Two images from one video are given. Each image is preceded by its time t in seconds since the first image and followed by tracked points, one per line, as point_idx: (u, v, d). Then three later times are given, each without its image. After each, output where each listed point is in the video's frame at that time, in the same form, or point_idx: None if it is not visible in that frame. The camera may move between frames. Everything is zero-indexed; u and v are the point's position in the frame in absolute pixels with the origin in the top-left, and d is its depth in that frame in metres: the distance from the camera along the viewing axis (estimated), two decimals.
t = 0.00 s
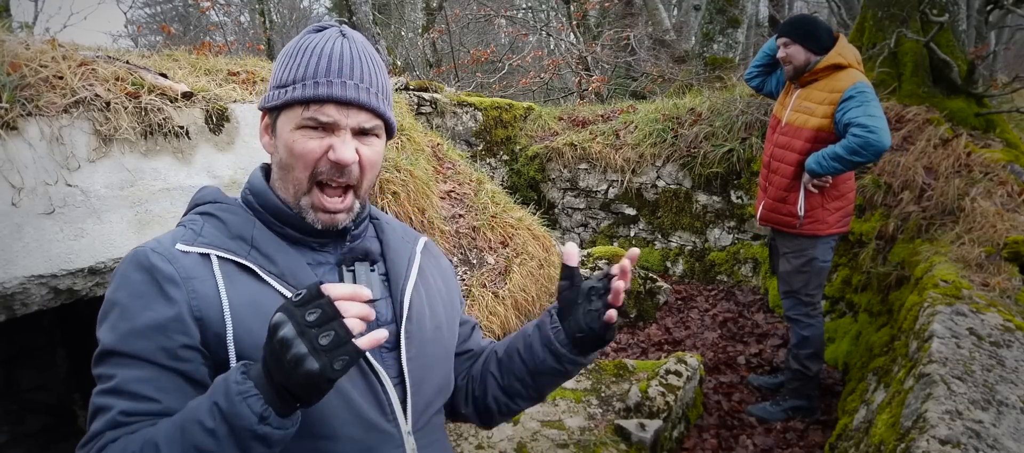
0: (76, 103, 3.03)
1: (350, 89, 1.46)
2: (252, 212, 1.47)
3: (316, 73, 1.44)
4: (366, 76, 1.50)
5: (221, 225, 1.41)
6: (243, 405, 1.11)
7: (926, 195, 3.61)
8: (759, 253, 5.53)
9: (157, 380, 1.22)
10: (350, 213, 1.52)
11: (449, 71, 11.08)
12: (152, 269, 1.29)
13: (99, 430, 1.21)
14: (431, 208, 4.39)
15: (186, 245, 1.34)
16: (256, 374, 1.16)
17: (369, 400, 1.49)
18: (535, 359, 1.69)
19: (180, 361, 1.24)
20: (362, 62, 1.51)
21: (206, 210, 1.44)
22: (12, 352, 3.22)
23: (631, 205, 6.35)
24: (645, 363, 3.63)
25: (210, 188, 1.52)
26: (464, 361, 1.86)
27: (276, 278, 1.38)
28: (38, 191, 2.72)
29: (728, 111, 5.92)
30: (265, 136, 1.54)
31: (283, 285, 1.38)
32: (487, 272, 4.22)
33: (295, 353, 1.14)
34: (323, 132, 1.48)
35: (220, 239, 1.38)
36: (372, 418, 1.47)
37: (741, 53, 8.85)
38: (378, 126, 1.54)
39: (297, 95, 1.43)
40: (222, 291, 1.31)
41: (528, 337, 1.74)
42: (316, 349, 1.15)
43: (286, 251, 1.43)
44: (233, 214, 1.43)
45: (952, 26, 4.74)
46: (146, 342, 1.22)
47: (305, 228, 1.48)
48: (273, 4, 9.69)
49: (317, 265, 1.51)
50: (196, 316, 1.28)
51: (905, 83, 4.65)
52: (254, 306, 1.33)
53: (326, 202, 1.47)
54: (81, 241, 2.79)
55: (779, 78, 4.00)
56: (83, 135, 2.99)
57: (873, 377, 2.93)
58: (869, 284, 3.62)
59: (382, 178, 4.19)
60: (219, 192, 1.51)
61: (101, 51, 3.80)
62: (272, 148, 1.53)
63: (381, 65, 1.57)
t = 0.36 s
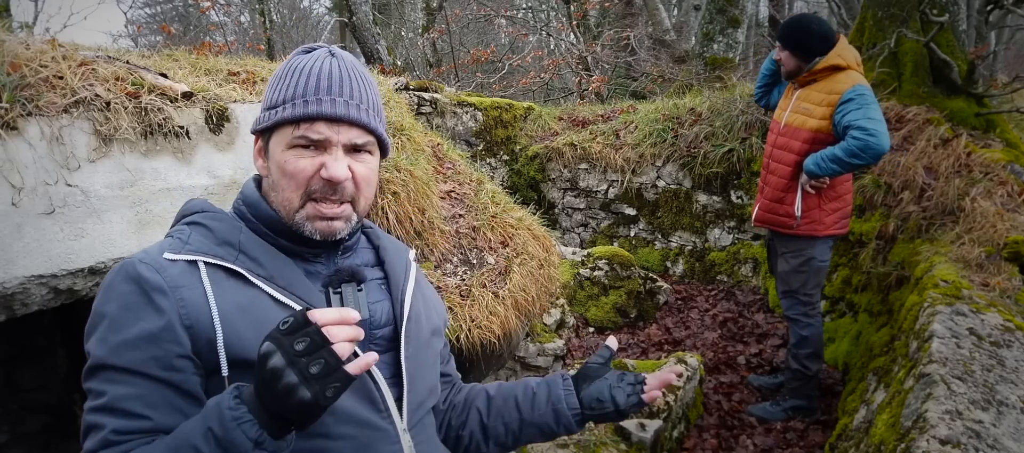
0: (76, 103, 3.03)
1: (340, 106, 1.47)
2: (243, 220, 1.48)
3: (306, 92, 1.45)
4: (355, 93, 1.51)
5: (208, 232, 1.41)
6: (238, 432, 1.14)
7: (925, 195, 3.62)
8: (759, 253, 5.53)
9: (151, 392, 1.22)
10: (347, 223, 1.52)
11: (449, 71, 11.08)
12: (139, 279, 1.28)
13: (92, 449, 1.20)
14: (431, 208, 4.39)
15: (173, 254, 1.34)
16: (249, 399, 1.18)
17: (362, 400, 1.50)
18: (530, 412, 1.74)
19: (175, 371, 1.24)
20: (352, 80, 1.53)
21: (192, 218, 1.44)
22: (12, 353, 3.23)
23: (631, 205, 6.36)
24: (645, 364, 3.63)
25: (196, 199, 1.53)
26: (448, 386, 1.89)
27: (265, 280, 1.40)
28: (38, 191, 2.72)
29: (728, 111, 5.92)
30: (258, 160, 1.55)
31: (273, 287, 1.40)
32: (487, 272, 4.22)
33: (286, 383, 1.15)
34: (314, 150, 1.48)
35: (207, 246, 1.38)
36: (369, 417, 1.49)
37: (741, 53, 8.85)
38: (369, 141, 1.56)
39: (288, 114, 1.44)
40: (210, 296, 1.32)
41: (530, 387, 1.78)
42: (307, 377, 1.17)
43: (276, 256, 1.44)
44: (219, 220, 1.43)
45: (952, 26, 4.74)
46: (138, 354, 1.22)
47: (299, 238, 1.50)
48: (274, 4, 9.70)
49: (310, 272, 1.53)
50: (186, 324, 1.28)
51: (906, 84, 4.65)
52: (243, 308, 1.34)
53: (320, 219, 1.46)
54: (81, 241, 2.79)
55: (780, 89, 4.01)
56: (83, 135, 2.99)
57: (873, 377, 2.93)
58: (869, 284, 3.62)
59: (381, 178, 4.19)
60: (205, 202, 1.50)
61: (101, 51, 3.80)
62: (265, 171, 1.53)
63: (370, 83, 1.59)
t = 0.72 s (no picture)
0: (76, 103, 3.03)
1: (335, 98, 1.46)
2: (241, 222, 1.47)
3: (300, 85, 1.44)
4: (351, 85, 1.51)
5: (207, 236, 1.39)
6: (246, 435, 1.14)
7: (925, 195, 3.62)
8: (758, 253, 5.53)
9: (155, 401, 1.21)
10: (344, 218, 1.52)
11: (449, 71, 11.09)
12: (138, 286, 1.26)
13: None
14: (431, 208, 4.39)
15: (172, 258, 1.32)
16: (255, 403, 1.18)
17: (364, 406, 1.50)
18: (519, 397, 1.74)
19: (179, 380, 1.24)
20: (347, 71, 1.52)
21: (188, 220, 1.43)
22: (12, 353, 3.23)
23: (630, 205, 6.36)
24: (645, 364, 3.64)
25: (191, 198, 1.51)
26: (445, 380, 1.90)
27: (267, 285, 1.39)
28: (38, 191, 2.72)
29: (728, 111, 5.92)
30: (254, 156, 1.55)
31: (274, 292, 1.40)
32: (487, 272, 4.22)
33: (294, 385, 1.16)
34: (310, 144, 1.48)
35: (206, 250, 1.37)
36: (370, 421, 1.49)
37: (741, 53, 8.86)
38: (367, 134, 1.55)
39: (283, 107, 1.43)
40: (213, 303, 1.31)
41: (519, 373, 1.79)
42: (314, 378, 1.18)
43: (276, 260, 1.44)
44: (217, 223, 1.42)
45: (952, 26, 4.74)
46: (141, 363, 1.21)
47: (299, 239, 1.49)
48: (274, 4, 9.71)
49: (309, 276, 1.53)
50: (188, 331, 1.27)
51: (905, 84, 4.65)
52: (246, 315, 1.34)
53: (318, 215, 1.47)
54: (81, 241, 2.79)
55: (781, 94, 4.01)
56: (83, 135, 2.99)
57: (873, 378, 2.93)
58: (869, 284, 3.61)
59: (381, 178, 4.19)
60: (202, 201, 1.49)
61: (101, 51, 3.80)
62: (261, 167, 1.53)
63: (366, 75, 1.58)
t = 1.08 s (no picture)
0: (76, 103, 3.03)
1: (337, 85, 1.43)
2: (244, 222, 1.46)
3: (300, 72, 1.41)
4: (353, 71, 1.47)
5: (211, 240, 1.38)
6: (251, 437, 1.14)
7: (926, 195, 3.62)
8: (758, 253, 5.54)
9: (159, 409, 1.23)
10: (350, 213, 1.49)
11: (449, 71, 11.09)
12: (142, 294, 1.25)
13: None
14: (431, 208, 4.39)
15: (175, 265, 1.31)
16: (259, 404, 1.18)
17: (366, 413, 1.51)
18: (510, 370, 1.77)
19: (183, 389, 1.24)
20: (349, 58, 1.49)
21: (191, 219, 1.41)
22: (12, 352, 3.23)
23: (631, 205, 6.36)
24: (645, 363, 3.64)
25: (192, 190, 1.48)
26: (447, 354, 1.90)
27: (272, 295, 1.39)
28: (38, 191, 2.72)
29: (728, 111, 5.92)
30: (254, 148, 1.52)
31: (279, 303, 1.39)
32: (487, 272, 4.22)
33: (298, 384, 1.15)
34: (312, 135, 1.44)
35: (209, 255, 1.35)
36: (370, 431, 1.49)
37: (741, 53, 8.86)
38: (371, 123, 1.51)
39: (283, 95, 1.40)
40: (219, 315, 1.30)
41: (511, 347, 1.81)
42: (319, 377, 1.18)
43: (281, 266, 1.43)
44: (220, 225, 1.40)
45: (952, 26, 4.74)
46: (146, 372, 1.21)
47: (303, 242, 1.48)
48: (274, 5, 9.70)
49: (313, 279, 1.51)
50: (194, 342, 1.27)
51: (905, 84, 4.65)
52: (252, 328, 1.33)
53: (322, 212, 1.44)
54: (82, 241, 2.79)
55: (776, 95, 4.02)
56: (83, 135, 2.99)
57: (873, 377, 2.93)
58: (869, 284, 3.61)
59: (381, 178, 4.19)
60: (203, 194, 1.48)
61: (101, 51, 3.80)
62: (261, 160, 1.49)
63: (368, 61, 1.55)
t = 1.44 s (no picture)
0: (76, 104, 3.03)
1: (339, 103, 1.41)
2: (246, 232, 1.43)
3: (302, 89, 1.39)
4: (356, 88, 1.45)
5: (212, 251, 1.36)
6: None
7: (926, 195, 3.62)
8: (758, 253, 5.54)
9: (164, 423, 1.23)
10: (349, 230, 1.48)
11: (449, 71, 11.09)
12: (145, 310, 1.24)
13: None
14: (431, 208, 4.39)
15: (176, 278, 1.29)
16: (266, 423, 1.21)
17: (368, 418, 1.53)
18: (484, 431, 1.81)
19: (188, 404, 1.25)
20: (353, 73, 1.46)
21: (190, 229, 1.38)
22: (12, 352, 3.23)
23: (630, 205, 6.35)
24: (645, 364, 3.64)
25: (189, 196, 1.45)
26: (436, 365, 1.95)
27: (275, 308, 1.39)
28: (38, 191, 2.72)
29: (728, 111, 5.92)
30: (252, 158, 1.49)
31: (283, 316, 1.39)
32: (487, 272, 4.22)
33: (307, 406, 1.19)
34: (313, 152, 1.42)
35: (211, 269, 1.34)
36: (372, 436, 1.51)
37: (741, 53, 8.87)
38: (374, 140, 1.50)
39: (283, 112, 1.38)
40: (223, 331, 1.30)
41: (494, 411, 1.81)
42: (326, 400, 1.21)
43: (285, 278, 1.43)
44: (222, 236, 1.39)
45: (952, 26, 4.74)
46: (152, 388, 1.22)
47: (308, 255, 1.47)
48: (274, 4, 9.71)
49: (317, 289, 1.51)
50: (198, 357, 1.27)
51: (905, 83, 4.65)
52: (255, 343, 1.34)
53: (321, 229, 1.43)
54: (82, 240, 2.79)
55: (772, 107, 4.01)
56: (83, 136, 2.99)
57: (873, 377, 2.92)
58: (869, 284, 3.61)
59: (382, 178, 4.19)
60: (201, 202, 1.44)
61: (101, 51, 3.80)
62: (259, 173, 1.47)
63: (372, 75, 1.53)
